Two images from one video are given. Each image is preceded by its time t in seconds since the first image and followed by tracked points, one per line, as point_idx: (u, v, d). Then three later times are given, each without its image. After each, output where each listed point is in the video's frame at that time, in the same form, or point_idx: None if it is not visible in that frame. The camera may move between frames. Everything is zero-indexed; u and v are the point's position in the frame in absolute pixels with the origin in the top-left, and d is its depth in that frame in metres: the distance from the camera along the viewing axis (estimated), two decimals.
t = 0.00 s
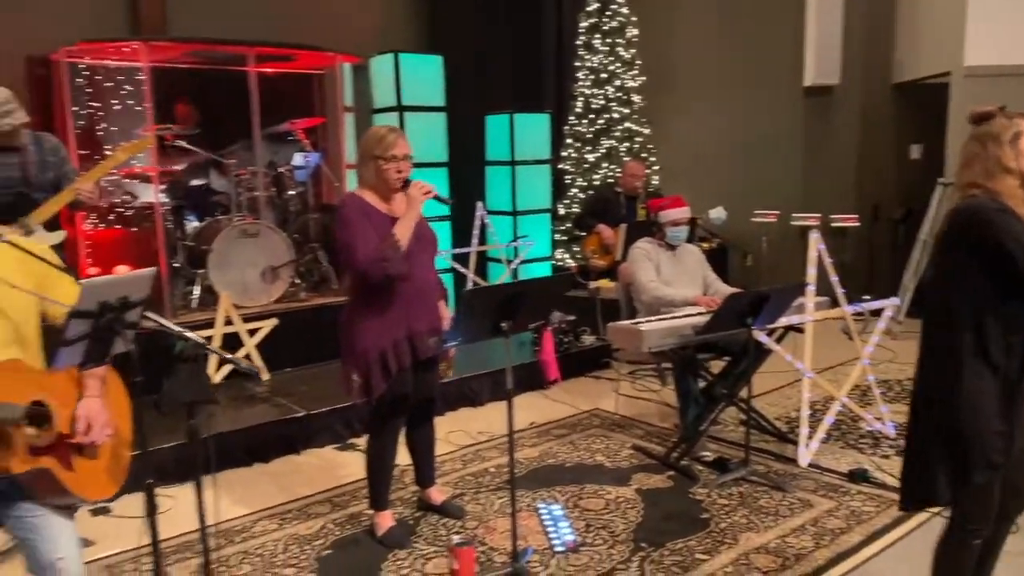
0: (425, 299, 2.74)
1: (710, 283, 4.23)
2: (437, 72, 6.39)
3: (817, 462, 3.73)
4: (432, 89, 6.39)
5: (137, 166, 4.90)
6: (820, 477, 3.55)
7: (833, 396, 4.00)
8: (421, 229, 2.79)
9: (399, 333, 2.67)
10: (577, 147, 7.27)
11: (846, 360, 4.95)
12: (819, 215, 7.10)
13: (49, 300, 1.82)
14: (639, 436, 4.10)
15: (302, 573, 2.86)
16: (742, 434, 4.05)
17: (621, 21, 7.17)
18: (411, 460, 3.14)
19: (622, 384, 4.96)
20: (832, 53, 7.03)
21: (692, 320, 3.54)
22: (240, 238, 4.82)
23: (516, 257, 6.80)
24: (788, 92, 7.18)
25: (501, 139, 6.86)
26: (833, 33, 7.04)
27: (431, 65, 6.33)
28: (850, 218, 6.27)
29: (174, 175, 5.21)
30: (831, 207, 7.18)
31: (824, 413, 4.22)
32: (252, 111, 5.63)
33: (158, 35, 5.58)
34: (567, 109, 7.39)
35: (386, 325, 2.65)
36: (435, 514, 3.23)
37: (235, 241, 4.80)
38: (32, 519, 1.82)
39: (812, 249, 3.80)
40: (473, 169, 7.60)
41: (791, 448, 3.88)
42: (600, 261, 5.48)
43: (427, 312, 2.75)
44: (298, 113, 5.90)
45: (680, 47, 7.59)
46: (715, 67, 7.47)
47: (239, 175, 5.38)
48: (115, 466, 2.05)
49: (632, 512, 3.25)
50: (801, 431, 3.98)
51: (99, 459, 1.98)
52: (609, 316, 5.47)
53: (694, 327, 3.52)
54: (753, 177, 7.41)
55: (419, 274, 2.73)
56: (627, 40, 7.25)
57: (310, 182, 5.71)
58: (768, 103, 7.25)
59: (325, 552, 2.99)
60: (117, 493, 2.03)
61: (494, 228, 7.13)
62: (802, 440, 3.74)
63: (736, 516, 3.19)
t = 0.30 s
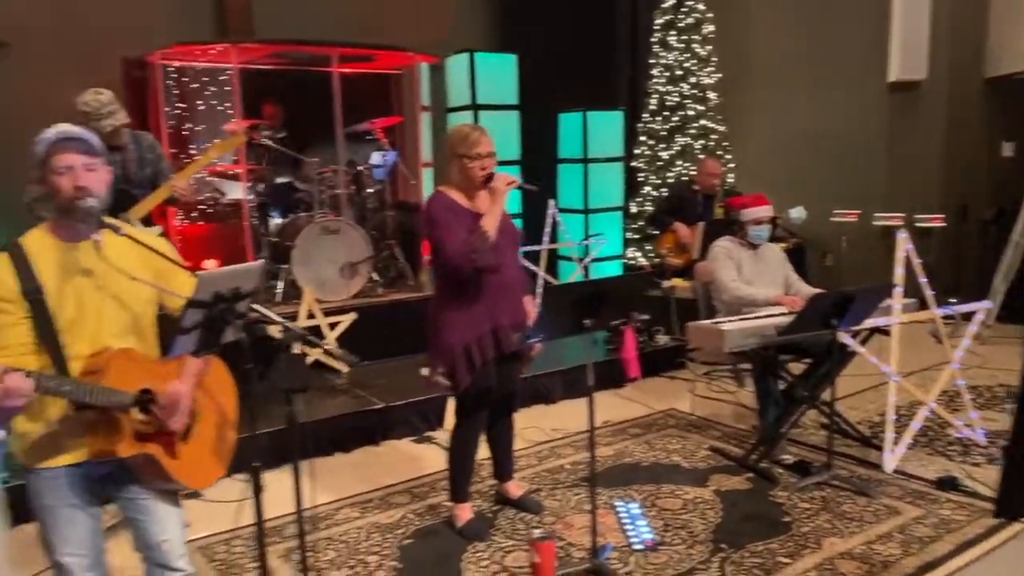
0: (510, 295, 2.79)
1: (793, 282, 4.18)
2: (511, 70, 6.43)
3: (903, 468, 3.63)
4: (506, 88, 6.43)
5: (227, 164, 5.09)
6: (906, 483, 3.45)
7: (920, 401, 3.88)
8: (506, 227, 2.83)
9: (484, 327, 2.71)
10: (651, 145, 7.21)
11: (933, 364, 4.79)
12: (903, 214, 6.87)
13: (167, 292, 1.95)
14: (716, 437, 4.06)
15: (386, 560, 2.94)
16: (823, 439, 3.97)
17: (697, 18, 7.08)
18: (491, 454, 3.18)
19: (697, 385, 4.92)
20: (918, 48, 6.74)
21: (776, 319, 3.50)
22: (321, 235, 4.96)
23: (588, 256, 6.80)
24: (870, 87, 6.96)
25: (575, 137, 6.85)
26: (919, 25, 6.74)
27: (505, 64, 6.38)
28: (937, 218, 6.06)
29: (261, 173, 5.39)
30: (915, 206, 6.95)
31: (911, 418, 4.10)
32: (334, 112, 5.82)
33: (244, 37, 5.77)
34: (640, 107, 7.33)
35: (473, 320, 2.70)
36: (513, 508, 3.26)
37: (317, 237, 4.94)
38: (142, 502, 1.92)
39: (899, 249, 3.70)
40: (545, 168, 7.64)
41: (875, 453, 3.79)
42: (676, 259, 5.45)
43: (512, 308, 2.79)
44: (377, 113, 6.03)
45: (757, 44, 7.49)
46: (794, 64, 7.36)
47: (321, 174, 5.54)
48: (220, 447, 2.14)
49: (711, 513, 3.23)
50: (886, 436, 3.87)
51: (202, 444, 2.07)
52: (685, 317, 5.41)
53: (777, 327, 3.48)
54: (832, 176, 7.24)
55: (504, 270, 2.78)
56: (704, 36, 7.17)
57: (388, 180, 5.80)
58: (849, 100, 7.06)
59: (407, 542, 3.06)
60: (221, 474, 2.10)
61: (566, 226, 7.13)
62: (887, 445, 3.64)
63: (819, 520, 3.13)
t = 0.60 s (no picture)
0: (589, 291, 2.80)
1: (866, 283, 4.07)
2: (573, 66, 6.41)
3: (985, 476, 3.51)
4: (568, 85, 6.41)
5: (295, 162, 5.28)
6: (989, 491, 3.34)
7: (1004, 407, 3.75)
8: (582, 223, 2.83)
9: (562, 323, 2.74)
10: (714, 142, 7.14)
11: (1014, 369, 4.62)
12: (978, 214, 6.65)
13: (268, 285, 1.97)
14: (786, 439, 4.00)
15: (458, 554, 2.97)
16: (899, 444, 3.87)
17: (763, 13, 6.95)
18: (562, 451, 3.20)
19: (765, 386, 4.84)
20: (997, 39, 6.46)
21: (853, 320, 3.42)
22: (389, 232, 5.03)
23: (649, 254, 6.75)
24: (943, 83, 6.73)
25: (637, 134, 6.77)
26: (997, 16, 6.45)
27: (567, 61, 6.36)
28: (1015, 218, 5.85)
29: (329, 170, 5.48)
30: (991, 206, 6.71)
31: (993, 425, 3.96)
32: (403, 110, 5.82)
33: (312, 36, 5.87)
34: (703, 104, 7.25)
35: (552, 315, 2.73)
36: (582, 506, 3.26)
37: (384, 234, 5.01)
38: (238, 490, 1.97)
39: (983, 249, 3.57)
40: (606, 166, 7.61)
41: (955, 459, 3.68)
42: (742, 259, 5.33)
43: (590, 304, 2.81)
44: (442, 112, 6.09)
45: (825, 41, 7.42)
46: (863, 61, 7.22)
47: (388, 172, 5.53)
48: (313, 434, 2.20)
49: (784, 516, 3.18)
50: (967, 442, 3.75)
51: (296, 434, 2.12)
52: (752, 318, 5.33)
53: (854, 328, 3.40)
54: (903, 174, 7.05)
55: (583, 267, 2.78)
56: (769, 32, 7.02)
57: (451, 177, 5.88)
58: (921, 96, 6.87)
59: (479, 536, 3.08)
60: (312, 465, 2.16)
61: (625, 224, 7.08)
62: (967, 452, 3.53)
63: (898, 526, 3.05)
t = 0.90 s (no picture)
0: (650, 291, 2.80)
1: (920, 283, 4.03)
2: (615, 64, 6.37)
3: None
4: (610, 84, 6.37)
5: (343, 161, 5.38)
6: None
7: None
8: (643, 220, 2.81)
9: (622, 322, 2.75)
10: (756, 141, 7.03)
11: None
12: None
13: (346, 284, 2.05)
14: (839, 441, 3.95)
15: (515, 552, 2.97)
16: (957, 448, 3.80)
17: (808, 10, 6.86)
18: (616, 451, 3.19)
19: (815, 387, 4.78)
20: None
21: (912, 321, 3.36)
22: (434, 230, 5.04)
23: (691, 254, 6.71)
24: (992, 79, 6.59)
25: (679, 133, 6.69)
26: None
27: (608, 59, 6.32)
28: None
29: (376, 169, 5.52)
30: None
31: None
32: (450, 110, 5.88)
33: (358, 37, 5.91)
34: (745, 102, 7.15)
35: (612, 315, 2.75)
36: (637, 506, 3.25)
37: (429, 232, 5.02)
38: (315, 487, 2.00)
39: None
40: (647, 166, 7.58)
41: (1016, 464, 3.60)
42: (790, 259, 5.28)
43: (650, 304, 2.81)
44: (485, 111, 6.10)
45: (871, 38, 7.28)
46: (910, 59, 7.10)
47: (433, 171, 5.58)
48: (386, 425, 2.21)
49: (843, 519, 3.13)
50: None
51: (369, 428, 2.12)
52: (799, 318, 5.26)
53: (914, 329, 3.35)
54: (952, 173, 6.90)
55: (644, 265, 2.78)
56: (815, 29, 6.90)
57: (495, 176, 5.89)
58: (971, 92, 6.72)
59: (533, 534, 3.08)
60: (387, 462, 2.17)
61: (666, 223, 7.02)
62: None
63: (961, 531, 3.00)
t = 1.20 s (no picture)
0: (705, 283, 2.75)
1: (970, 280, 3.95)
2: (648, 59, 6.29)
3: None
4: (643, 79, 6.31)
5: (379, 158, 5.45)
6: None
7: None
8: (698, 212, 2.77)
9: (677, 315, 2.70)
10: (789, 137, 6.93)
11: None
12: None
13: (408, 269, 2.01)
14: (886, 440, 3.88)
15: (565, 549, 2.93)
16: (1009, 447, 3.72)
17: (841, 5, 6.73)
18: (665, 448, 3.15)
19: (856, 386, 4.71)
20: None
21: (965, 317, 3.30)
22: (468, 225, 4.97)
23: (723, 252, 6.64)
24: None
25: (710, 129, 6.60)
26: None
27: (641, 54, 6.25)
28: None
29: (410, 165, 5.52)
30: None
31: None
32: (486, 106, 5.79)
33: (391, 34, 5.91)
34: (778, 98, 7.06)
35: (668, 307, 2.70)
36: (685, 504, 3.20)
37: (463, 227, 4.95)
38: (382, 481, 1.97)
39: None
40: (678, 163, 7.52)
41: None
42: (830, 256, 5.13)
43: (705, 296, 2.76)
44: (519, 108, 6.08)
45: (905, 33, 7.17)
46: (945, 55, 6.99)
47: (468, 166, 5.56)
48: (448, 418, 2.18)
49: (898, 518, 3.07)
50: None
51: (432, 417, 2.11)
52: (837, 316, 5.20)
53: (970, 325, 3.29)
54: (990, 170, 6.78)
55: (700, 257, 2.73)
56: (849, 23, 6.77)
57: (528, 172, 5.87)
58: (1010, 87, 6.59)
59: (582, 532, 3.05)
60: (451, 454, 2.14)
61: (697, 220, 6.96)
62: None
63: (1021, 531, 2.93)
